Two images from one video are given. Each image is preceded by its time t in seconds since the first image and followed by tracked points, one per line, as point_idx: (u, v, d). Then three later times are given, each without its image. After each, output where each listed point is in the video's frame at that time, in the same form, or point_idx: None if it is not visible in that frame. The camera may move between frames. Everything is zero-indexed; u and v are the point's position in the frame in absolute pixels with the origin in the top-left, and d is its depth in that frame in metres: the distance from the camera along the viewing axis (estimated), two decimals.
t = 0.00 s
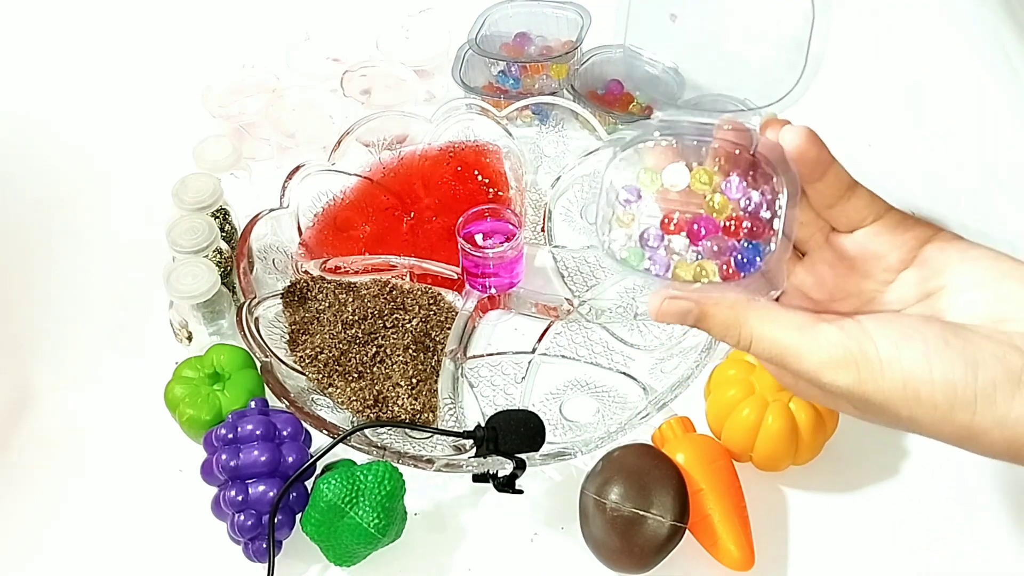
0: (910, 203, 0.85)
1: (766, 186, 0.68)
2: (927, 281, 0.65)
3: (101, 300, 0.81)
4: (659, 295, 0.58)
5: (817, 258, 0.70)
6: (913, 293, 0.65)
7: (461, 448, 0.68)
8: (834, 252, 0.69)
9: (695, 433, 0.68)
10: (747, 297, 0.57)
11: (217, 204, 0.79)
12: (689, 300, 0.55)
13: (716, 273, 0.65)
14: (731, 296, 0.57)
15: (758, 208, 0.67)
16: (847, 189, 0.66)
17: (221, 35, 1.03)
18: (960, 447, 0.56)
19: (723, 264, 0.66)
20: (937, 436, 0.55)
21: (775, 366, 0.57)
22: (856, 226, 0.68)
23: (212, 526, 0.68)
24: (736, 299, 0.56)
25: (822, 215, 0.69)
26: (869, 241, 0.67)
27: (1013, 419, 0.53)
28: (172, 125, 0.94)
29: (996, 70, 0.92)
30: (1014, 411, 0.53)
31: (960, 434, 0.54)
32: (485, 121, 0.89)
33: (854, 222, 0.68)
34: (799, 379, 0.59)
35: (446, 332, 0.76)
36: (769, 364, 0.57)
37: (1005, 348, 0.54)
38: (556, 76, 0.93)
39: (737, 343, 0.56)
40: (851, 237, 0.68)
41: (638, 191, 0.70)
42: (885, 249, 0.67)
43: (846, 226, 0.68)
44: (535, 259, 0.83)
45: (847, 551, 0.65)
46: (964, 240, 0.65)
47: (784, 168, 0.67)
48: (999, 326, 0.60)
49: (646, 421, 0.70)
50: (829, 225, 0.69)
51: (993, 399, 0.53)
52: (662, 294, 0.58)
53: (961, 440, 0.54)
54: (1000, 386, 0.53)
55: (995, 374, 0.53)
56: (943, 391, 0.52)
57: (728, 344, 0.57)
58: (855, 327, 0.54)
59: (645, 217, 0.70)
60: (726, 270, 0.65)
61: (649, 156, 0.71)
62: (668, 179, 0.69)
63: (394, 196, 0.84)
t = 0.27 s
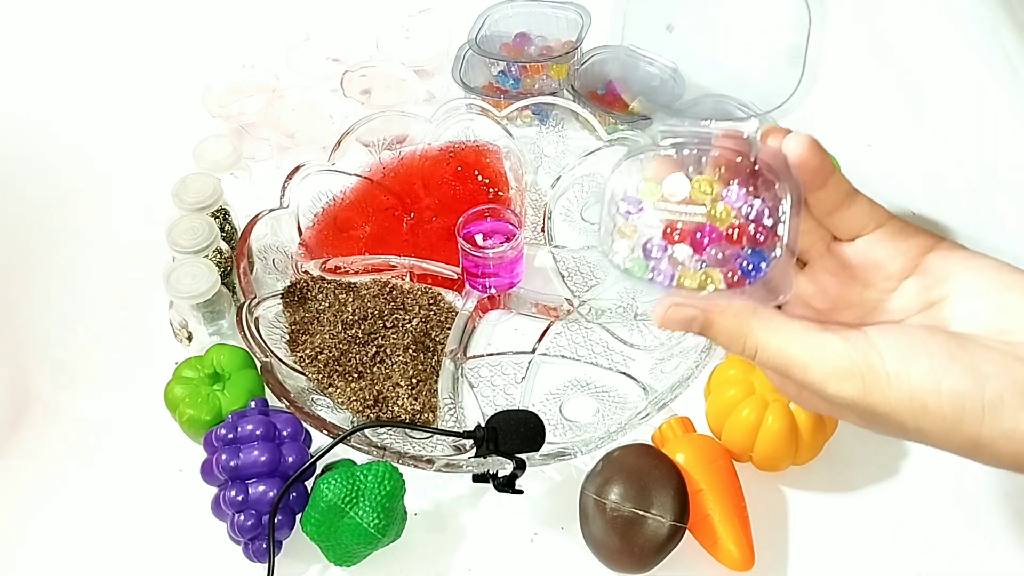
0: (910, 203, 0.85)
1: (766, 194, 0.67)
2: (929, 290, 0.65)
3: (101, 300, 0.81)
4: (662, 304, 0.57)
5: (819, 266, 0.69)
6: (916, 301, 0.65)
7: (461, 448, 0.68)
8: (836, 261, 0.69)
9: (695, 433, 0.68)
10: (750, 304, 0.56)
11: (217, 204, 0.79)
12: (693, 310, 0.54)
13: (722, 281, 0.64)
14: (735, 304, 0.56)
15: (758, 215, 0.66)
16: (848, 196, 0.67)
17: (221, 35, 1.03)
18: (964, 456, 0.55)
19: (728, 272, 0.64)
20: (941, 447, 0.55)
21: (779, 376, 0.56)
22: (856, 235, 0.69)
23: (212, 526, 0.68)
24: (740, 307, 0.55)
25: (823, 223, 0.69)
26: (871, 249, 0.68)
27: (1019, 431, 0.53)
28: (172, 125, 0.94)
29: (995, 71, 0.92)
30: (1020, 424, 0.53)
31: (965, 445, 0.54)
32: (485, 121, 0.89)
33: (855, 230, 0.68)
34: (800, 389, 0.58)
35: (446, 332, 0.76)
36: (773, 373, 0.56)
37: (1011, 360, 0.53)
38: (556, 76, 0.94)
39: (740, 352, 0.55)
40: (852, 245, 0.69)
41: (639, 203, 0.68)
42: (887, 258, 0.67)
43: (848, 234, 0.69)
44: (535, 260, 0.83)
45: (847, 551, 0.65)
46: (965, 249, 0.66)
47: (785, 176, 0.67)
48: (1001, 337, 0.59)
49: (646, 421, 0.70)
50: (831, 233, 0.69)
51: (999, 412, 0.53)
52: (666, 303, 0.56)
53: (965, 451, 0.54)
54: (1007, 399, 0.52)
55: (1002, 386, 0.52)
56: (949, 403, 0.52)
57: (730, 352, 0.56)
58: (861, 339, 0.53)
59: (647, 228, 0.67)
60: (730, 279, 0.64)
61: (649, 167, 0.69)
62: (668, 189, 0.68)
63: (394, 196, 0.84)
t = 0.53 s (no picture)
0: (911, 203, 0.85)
1: (778, 172, 0.67)
2: (935, 273, 0.64)
3: (101, 300, 0.81)
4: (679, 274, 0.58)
5: (828, 249, 0.70)
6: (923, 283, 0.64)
7: (461, 448, 0.68)
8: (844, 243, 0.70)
9: (695, 434, 0.68)
10: (765, 273, 0.57)
11: (217, 204, 0.79)
12: (710, 279, 0.55)
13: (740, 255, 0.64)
14: (751, 274, 0.57)
15: (772, 194, 0.66)
16: (856, 179, 0.69)
17: (221, 35, 1.03)
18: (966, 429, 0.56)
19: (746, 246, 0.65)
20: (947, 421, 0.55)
21: (791, 346, 0.57)
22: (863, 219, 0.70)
23: (212, 526, 0.68)
24: (756, 278, 0.56)
25: (833, 208, 0.71)
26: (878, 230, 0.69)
27: None
28: (172, 125, 0.94)
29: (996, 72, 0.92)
30: None
31: (970, 419, 0.55)
32: (485, 121, 0.89)
33: (864, 213, 0.70)
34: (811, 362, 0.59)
35: (446, 332, 0.76)
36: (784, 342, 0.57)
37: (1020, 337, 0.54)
38: (556, 76, 0.93)
39: (753, 321, 0.56)
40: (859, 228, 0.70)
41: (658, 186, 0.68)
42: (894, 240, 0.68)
43: (857, 217, 0.70)
44: (535, 259, 0.84)
45: (847, 551, 0.65)
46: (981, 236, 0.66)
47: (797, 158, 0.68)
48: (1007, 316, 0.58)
49: (646, 421, 0.70)
50: (840, 217, 0.71)
51: (1006, 389, 0.53)
52: (685, 272, 0.58)
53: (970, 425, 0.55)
54: (1012, 376, 0.53)
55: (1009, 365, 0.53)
56: (957, 378, 0.53)
57: (742, 319, 0.57)
58: (873, 314, 0.54)
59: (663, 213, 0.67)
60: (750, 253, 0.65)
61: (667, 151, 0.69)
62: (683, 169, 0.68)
63: (394, 196, 0.84)
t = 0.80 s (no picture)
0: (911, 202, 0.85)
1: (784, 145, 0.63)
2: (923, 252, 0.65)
3: (102, 300, 0.81)
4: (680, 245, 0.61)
5: (826, 233, 0.70)
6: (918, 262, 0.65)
7: (461, 448, 0.68)
8: (842, 227, 0.70)
9: (695, 434, 0.68)
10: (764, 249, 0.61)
11: (217, 204, 0.79)
12: (711, 254, 0.58)
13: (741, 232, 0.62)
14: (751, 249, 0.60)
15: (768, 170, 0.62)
16: (852, 162, 0.69)
17: (222, 35, 1.03)
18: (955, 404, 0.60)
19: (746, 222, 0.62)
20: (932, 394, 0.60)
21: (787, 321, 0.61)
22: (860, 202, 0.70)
23: (212, 526, 0.68)
24: (756, 253, 0.59)
25: (829, 189, 0.71)
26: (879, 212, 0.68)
27: (1009, 379, 0.58)
28: (172, 125, 0.94)
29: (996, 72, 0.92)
30: (1009, 372, 0.58)
31: (959, 392, 0.59)
32: (485, 121, 0.89)
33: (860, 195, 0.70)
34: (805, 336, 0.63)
35: (446, 332, 0.76)
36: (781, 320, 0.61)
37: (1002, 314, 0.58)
38: (556, 76, 0.93)
39: (752, 298, 0.60)
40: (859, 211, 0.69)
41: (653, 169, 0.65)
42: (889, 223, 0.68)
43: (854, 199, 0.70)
44: (535, 259, 0.84)
45: (847, 550, 0.65)
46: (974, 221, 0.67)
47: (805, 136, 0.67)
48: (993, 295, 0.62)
49: (646, 421, 0.70)
50: (837, 199, 0.71)
51: (991, 364, 0.57)
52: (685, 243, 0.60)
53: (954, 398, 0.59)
54: (995, 352, 0.57)
55: (993, 338, 0.57)
56: (946, 352, 0.57)
57: (743, 297, 0.61)
58: (867, 293, 0.58)
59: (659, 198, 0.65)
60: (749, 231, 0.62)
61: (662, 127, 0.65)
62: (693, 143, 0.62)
63: (394, 196, 0.84)
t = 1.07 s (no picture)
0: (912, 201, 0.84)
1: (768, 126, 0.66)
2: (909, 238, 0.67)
3: (102, 300, 0.81)
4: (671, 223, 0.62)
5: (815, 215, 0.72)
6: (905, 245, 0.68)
7: (461, 449, 0.68)
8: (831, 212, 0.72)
9: (695, 434, 0.68)
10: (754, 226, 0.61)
11: (217, 205, 0.79)
12: (697, 230, 0.59)
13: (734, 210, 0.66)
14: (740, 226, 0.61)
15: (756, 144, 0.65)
16: (843, 146, 0.71)
17: (222, 35, 1.02)
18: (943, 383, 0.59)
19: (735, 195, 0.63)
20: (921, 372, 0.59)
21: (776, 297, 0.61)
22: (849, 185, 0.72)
23: (212, 525, 0.68)
24: (744, 229, 0.60)
25: (820, 173, 0.73)
26: (868, 194, 0.71)
27: (996, 356, 0.57)
28: (172, 125, 0.94)
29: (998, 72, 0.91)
30: (996, 349, 0.56)
31: (946, 369, 0.58)
32: (485, 121, 0.88)
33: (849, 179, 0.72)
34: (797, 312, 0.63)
35: (446, 332, 0.76)
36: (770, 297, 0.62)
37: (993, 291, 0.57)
38: (556, 76, 0.93)
39: (741, 275, 0.61)
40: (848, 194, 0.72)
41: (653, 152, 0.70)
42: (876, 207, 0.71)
43: (843, 182, 0.72)
44: (535, 259, 0.83)
45: (847, 550, 0.65)
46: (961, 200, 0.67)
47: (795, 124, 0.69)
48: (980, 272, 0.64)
49: (646, 421, 0.70)
50: (826, 183, 0.72)
51: (978, 340, 0.56)
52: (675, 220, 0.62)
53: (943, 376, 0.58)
54: (983, 328, 0.56)
55: (982, 315, 0.56)
56: (930, 329, 0.56)
57: (732, 273, 0.62)
58: (854, 270, 0.58)
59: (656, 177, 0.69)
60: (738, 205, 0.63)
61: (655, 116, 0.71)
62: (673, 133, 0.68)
63: (394, 196, 0.84)
